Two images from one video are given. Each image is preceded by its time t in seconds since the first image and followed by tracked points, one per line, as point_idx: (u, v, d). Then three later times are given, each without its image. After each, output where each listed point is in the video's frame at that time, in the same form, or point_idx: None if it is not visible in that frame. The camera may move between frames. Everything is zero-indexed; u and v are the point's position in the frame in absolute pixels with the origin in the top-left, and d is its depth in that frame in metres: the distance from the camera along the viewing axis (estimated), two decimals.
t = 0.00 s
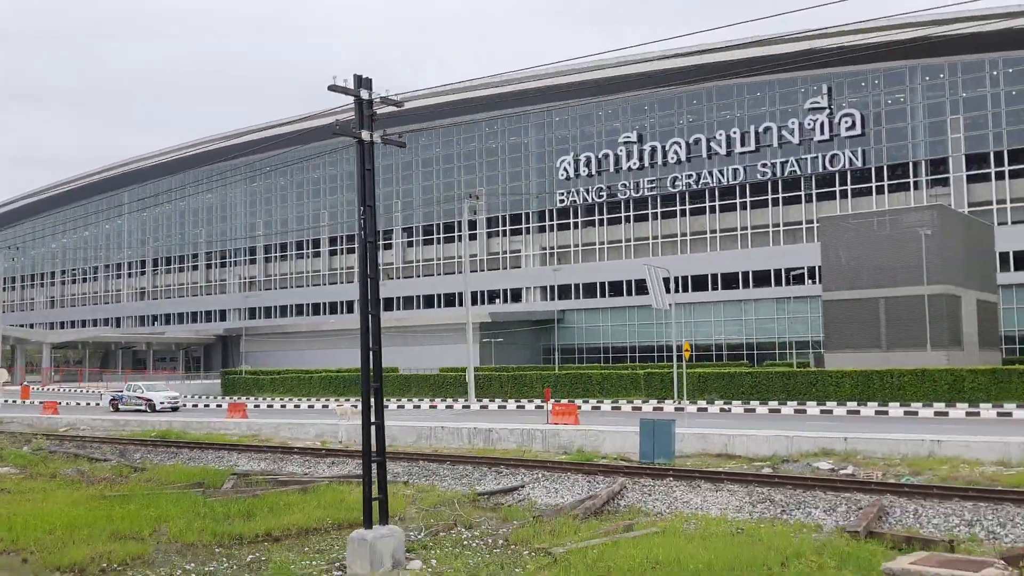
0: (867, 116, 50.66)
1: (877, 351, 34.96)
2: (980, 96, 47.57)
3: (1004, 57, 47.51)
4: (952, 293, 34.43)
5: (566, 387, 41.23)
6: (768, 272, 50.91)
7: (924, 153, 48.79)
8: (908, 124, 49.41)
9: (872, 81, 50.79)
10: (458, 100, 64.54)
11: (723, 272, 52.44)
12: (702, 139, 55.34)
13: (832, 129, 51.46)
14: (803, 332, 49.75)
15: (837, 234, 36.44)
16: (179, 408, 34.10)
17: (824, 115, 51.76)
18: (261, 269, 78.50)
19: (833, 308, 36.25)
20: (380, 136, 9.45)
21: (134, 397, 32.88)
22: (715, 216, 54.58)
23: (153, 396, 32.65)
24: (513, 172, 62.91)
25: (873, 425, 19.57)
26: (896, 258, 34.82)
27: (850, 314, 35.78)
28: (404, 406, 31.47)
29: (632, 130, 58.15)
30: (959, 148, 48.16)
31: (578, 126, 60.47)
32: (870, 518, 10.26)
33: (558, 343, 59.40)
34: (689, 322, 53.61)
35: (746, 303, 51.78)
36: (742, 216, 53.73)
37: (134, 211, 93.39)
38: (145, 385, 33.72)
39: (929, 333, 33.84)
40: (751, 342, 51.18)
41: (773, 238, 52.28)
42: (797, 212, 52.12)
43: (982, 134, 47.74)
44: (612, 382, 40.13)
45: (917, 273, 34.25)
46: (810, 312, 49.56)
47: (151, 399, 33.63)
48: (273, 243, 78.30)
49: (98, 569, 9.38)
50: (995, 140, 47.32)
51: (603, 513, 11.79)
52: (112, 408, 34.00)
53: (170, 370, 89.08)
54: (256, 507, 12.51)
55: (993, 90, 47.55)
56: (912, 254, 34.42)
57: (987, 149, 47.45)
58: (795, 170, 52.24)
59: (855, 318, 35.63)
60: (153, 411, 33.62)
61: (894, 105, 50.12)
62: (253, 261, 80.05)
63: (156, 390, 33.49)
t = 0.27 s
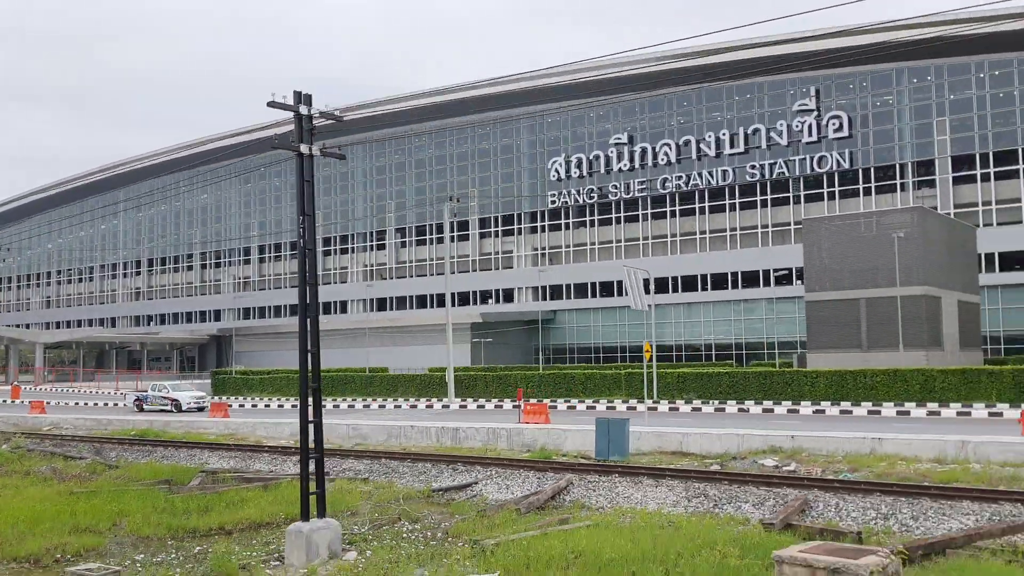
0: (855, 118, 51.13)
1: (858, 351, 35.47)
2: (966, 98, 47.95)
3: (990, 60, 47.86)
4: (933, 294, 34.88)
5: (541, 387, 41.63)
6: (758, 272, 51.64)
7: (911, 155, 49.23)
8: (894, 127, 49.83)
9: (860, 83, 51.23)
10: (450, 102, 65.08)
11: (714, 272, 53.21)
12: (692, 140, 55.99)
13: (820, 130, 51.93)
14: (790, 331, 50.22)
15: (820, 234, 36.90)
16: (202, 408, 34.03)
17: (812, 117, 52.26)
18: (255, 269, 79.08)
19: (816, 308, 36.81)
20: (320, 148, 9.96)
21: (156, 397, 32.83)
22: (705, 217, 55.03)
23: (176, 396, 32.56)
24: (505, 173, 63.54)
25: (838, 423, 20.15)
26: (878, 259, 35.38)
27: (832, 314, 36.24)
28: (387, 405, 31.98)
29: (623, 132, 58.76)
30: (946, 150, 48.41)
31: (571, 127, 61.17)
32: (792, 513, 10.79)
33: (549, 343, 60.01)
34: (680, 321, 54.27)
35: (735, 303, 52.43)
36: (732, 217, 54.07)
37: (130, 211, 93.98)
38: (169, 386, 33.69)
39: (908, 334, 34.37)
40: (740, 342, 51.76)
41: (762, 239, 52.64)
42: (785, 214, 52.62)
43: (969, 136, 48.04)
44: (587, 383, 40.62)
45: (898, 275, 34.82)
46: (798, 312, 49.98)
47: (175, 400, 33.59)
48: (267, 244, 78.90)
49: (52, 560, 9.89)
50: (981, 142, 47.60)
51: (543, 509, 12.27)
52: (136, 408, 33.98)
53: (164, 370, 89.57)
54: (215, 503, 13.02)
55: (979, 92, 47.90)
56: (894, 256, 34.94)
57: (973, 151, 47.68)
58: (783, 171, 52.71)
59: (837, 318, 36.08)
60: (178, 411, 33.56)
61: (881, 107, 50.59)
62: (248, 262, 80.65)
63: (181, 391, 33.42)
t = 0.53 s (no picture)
0: (841, 120, 51.70)
1: (838, 351, 35.97)
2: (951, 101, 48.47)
3: (974, 63, 48.45)
4: (913, 296, 35.43)
5: (522, 388, 42.09)
6: (746, 272, 51.97)
7: (896, 157, 49.78)
8: (880, 129, 50.38)
9: (846, 86, 51.81)
10: (441, 104, 65.61)
11: (703, 272, 53.66)
12: (680, 142, 56.57)
13: (807, 133, 52.49)
14: (776, 332, 50.75)
15: (802, 235, 37.46)
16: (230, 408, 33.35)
17: (800, 119, 52.84)
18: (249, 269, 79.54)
19: (797, 310, 37.31)
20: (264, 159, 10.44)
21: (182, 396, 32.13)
22: (693, 218, 55.62)
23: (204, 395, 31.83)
24: (496, 174, 64.08)
25: (801, 420, 20.79)
26: (858, 261, 35.96)
27: (813, 316, 36.75)
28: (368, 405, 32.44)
29: (612, 134, 59.40)
30: (931, 153, 48.91)
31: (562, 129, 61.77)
32: (720, 507, 11.34)
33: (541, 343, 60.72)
34: (671, 322, 54.81)
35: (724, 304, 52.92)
36: (720, 218, 54.67)
37: (124, 212, 94.44)
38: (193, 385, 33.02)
39: (887, 334, 34.92)
40: (728, 342, 52.20)
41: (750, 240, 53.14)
42: (773, 216, 53.21)
43: (953, 138, 48.57)
44: (565, 383, 41.05)
45: (878, 276, 35.40)
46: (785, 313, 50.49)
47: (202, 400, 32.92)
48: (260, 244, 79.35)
49: (9, 551, 10.39)
50: (965, 144, 48.10)
51: (488, 503, 12.75)
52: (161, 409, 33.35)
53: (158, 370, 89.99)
54: (175, 499, 13.51)
55: (963, 95, 48.44)
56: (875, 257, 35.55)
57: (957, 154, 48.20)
58: (770, 173, 53.28)
59: (818, 319, 36.59)
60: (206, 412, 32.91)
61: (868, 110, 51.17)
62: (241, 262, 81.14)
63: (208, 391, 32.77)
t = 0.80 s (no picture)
0: (825, 122, 52.32)
1: (817, 351, 36.54)
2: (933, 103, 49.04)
3: (956, 66, 49.08)
4: (890, 297, 36.01)
5: (502, 388, 42.60)
6: (731, 273, 52.66)
7: (879, 158, 50.37)
8: (863, 131, 50.97)
9: (830, 88, 52.43)
10: (431, 105, 66.11)
11: (689, 273, 54.29)
12: (667, 144, 57.13)
13: (792, 135, 53.05)
14: (761, 333, 51.33)
15: (781, 237, 38.11)
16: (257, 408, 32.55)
17: (785, 121, 53.36)
18: (240, 270, 79.99)
19: (777, 310, 37.91)
20: (211, 170, 10.94)
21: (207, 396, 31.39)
22: (680, 219, 56.26)
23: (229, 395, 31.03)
24: (484, 176, 64.61)
25: (765, 419, 21.38)
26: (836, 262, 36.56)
27: (793, 316, 37.34)
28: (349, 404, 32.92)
29: (600, 135, 60.03)
30: (913, 154, 49.49)
31: (551, 130, 62.32)
32: (654, 500, 11.88)
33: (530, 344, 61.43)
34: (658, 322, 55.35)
35: (709, 304, 53.54)
36: (706, 220, 55.28)
37: (116, 213, 94.80)
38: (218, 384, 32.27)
39: (863, 334, 35.51)
40: (714, 342, 52.76)
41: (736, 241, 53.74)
42: (758, 216, 53.83)
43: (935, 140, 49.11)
44: (544, 382, 41.55)
45: (855, 278, 35.99)
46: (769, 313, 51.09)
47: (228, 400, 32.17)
48: (251, 245, 79.74)
49: None
50: (947, 146, 48.58)
51: (438, 499, 13.24)
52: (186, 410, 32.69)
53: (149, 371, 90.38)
54: (136, 496, 14.00)
55: (945, 97, 49.02)
56: (853, 259, 36.17)
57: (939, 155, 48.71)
58: (755, 175, 53.89)
59: (798, 320, 37.18)
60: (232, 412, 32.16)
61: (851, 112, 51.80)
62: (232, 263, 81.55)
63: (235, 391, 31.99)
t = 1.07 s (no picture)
0: (812, 123, 52.84)
1: (799, 350, 37.15)
2: (918, 104, 49.55)
3: (941, 67, 49.63)
4: (870, 297, 36.60)
5: (484, 387, 43.05)
6: (719, 272, 53.23)
7: (865, 158, 50.88)
8: (849, 132, 51.51)
9: (817, 90, 53.00)
10: (422, 106, 66.57)
11: (677, 274, 54.85)
12: (656, 144, 57.67)
13: (779, 135, 53.54)
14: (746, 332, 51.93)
15: (764, 238, 38.78)
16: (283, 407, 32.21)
17: (771, 122, 53.90)
18: (233, 270, 80.48)
19: (760, 310, 38.50)
20: (163, 179, 11.45)
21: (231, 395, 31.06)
22: (668, 219, 56.76)
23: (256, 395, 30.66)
24: (475, 176, 65.06)
25: (732, 416, 21.94)
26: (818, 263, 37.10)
27: (775, 316, 37.94)
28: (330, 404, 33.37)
29: (590, 136, 60.65)
30: (899, 155, 50.06)
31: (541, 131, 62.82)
32: (592, 493, 12.44)
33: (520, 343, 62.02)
34: (646, 322, 55.94)
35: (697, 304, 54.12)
36: (694, 220, 55.82)
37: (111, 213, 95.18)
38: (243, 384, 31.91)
39: (845, 334, 36.09)
40: (702, 341, 53.35)
41: (724, 241, 54.31)
42: (746, 216, 54.36)
43: (920, 141, 49.67)
44: (526, 382, 42.01)
45: (837, 278, 36.53)
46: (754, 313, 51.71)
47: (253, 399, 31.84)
48: (244, 245, 80.23)
49: None
50: (932, 147, 49.25)
51: (395, 494, 13.74)
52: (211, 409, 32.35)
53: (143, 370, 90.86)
54: (100, 491, 14.48)
55: (931, 98, 49.53)
56: (835, 259, 36.79)
57: (924, 156, 49.36)
58: (743, 175, 54.45)
59: (780, 319, 37.77)
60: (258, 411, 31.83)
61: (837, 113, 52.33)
62: (225, 263, 82.04)
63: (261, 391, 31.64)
